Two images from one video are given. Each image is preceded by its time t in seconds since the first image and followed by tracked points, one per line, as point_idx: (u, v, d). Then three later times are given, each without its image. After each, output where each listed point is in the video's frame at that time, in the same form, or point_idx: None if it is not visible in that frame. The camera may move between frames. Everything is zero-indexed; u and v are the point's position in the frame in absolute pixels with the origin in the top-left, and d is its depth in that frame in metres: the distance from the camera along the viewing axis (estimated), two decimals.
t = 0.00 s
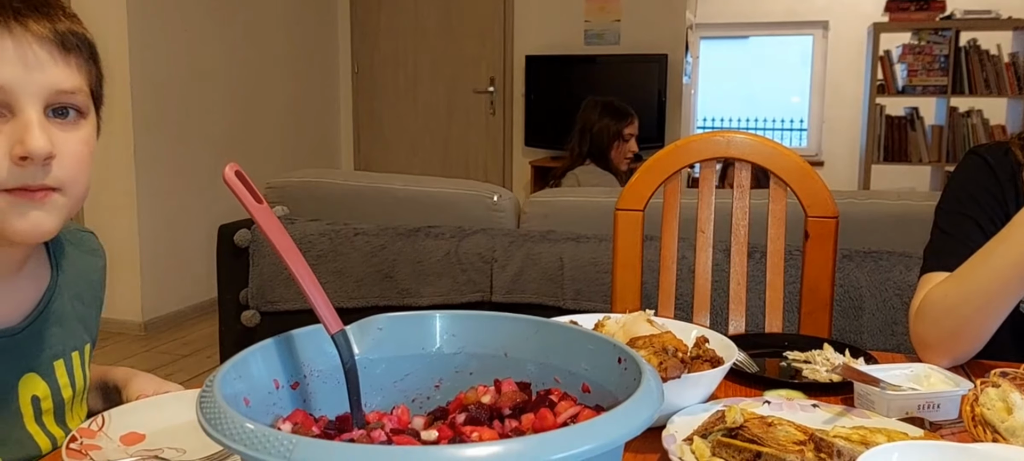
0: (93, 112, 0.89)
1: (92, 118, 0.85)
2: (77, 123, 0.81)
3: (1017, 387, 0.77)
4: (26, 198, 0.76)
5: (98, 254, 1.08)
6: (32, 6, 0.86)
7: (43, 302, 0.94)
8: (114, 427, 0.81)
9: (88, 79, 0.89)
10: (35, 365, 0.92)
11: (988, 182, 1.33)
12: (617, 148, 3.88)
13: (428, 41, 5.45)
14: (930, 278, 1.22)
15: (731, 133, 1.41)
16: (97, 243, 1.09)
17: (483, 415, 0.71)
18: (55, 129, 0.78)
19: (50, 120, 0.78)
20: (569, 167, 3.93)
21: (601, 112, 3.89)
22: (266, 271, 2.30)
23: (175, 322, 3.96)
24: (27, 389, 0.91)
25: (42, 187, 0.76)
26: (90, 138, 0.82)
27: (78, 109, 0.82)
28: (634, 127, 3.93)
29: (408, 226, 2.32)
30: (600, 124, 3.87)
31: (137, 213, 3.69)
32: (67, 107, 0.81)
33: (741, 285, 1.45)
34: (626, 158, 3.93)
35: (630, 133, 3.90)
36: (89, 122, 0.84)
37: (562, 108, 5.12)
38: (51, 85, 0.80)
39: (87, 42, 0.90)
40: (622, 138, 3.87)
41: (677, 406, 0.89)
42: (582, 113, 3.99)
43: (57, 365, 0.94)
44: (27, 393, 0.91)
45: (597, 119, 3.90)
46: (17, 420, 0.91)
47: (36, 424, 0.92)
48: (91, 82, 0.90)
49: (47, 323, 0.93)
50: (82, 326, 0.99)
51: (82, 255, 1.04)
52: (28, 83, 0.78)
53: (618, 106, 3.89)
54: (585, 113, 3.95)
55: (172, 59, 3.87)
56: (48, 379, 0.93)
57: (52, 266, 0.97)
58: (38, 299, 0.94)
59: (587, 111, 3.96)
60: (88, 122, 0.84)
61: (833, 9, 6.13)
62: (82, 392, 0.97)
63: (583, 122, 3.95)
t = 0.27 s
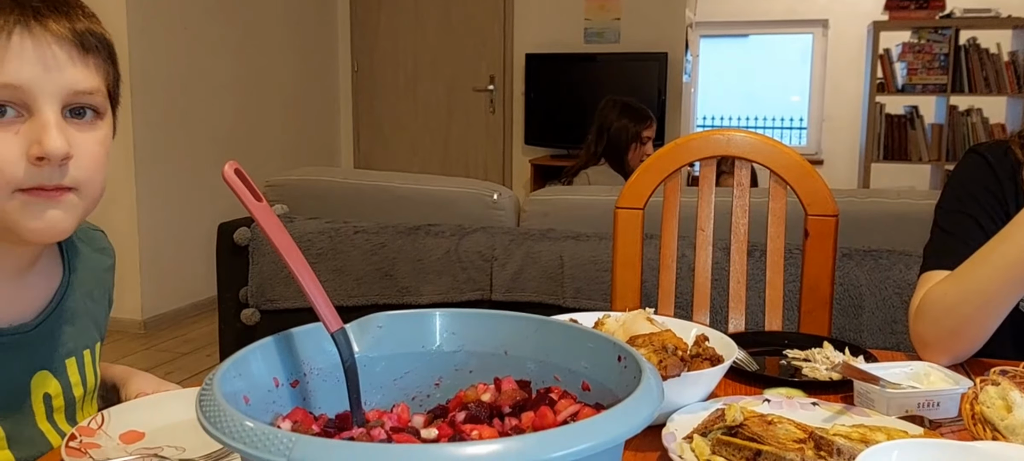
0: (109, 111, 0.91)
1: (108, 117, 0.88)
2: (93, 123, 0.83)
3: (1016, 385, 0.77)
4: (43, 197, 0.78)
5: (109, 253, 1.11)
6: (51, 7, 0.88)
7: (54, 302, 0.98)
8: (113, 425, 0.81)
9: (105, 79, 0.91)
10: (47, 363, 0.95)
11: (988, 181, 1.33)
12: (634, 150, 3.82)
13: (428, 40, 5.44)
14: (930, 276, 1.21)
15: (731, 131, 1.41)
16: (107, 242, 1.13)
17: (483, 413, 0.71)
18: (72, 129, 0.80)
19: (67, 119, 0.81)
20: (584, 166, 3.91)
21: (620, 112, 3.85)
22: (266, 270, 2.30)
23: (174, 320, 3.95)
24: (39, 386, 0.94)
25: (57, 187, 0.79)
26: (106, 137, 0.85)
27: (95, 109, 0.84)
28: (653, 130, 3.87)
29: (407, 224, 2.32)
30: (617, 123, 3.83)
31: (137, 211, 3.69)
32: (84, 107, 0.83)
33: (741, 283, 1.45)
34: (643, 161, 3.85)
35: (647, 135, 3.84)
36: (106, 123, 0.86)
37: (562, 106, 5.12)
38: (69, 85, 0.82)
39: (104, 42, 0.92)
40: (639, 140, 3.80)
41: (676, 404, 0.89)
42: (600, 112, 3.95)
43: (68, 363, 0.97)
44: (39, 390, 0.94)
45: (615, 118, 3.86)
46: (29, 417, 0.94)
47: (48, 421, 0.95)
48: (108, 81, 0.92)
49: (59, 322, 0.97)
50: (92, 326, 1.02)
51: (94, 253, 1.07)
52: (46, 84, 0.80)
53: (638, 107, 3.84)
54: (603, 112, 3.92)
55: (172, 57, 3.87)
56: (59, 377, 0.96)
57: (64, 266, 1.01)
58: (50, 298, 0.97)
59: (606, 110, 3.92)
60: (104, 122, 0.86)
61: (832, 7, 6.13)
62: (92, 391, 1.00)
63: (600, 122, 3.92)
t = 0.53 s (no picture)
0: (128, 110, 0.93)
1: (126, 118, 0.89)
2: (112, 123, 0.85)
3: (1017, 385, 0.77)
4: (63, 197, 0.80)
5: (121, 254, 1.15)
6: (73, 7, 0.90)
7: (70, 301, 1.01)
8: (113, 424, 0.81)
9: (124, 79, 0.92)
10: (63, 363, 0.99)
11: (989, 180, 1.32)
12: (625, 147, 3.82)
13: (428, 39, 5.45)
14: (932, 277, 1.21)
15: (731, 131, 1.41)
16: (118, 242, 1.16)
17: (484, 412, 0.71)
18: (92, 129, 0.81)
19: (87, 119, 0.82)
20: (577, 165, 3.87)
21: (611, 109, 3.81)
22: (266, 268, 2.30)
23: (174, 319, 3.95)
24: (55, 385, 0.98)
25: (77, 187, 0.80)
26: (124, 138, 0.86)
27: (114, 110, 0.86)
28: (643, 126, 3.88)
29: (407, 223, 2.31)
30: (609, 121, 3.80)
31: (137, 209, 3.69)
32: (103, 107, 0.84)
33: (741, 283, 1.45)
34: (633, 158, 3.87)
35: (638, 132, 3.85)
36: (124, 123, 0.87)
37: (561, 106, 5.12)
38: (90, 85, 0.83)
39: (124, 42, 0.94)
40: (631, 137, 3.81)
41: (677, 404, 0.89)
42: (590, 110, 3.90)
43: (82, 363, 1.01)
44: (55, 389, 0.98)
45: (607, 116, 3.82)
46: (44, 415, 0.97)
47: (61, 418, 0.99)
48: (127, 81, 0.94)
49: (74, 323, 1.00)
50: (106, 326, 1.06)
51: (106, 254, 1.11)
52: (67, 84, 0.81)
53: (629, 104, 3.81)
54: (593, 109, 3.87)
55: (173, 55, 3.88)
56: (73, 376, 1.00)
57: (79, 268, 1.04)
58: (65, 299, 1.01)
59: (598, 107, 3.86)
60: (123, 123, 0.88)
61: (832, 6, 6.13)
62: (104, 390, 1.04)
63: (591, 119, 3.88)
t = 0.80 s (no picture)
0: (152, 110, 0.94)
1: (149, 117, 0.90)
2: (135, 122, 0.85)
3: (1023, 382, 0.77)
4: (85, 196, 0.81)
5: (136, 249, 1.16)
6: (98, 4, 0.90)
7: (86, 297, 1.02)
8: (120, 417, 0.82)
9: (147, 78, 0.93)
10: (79, 356, 1.00)
11: (994, 175, 1.31)
12: (612, 139, 3.81)
13: (433, 35, 5.44)
14: (940, 273, 1.19)
15: (736, 127, 1.41)
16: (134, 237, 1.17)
17: (488, 407, 0.71)
18: (115, 128, 0.82)
19: (111, 118, 0.83)
20: (564, 161, 3.84)
21: (595, 103, 3.80)
22: (271, 264, 2.30)
23: (179, 315, 3.96)
24: (71, 378, 0.99)
25: (100, 186, 0.81)
26: (145, 137, 0.87)
27: (136, 108, 0.87)
28: (628, 117, 3.85)
29: (411, 219, 2.31)
30: (594, 114, 3.78)
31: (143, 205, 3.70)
32: (126, 106, 0.85)
33: (745, 280, 1.45)
34: (620, 149, 3.85)
35: (624, 123, 3.83)
36: (146, 121, 0.88)
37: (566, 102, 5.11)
38: (115, 84, 0.84)
39: (148, 41, 0.94)
40: (617, 129, 3.79)
41: (681, 399, 0.89)
42: (574, 104, 3.89)
43: (98, 357, 1.02)
44: (71, 384, 0.99)
45: (592, 110, 3.80)
46: (61, 408, 0.99)
47: (75, 411, 1.00)
48: (150, 80, 0.95)
49: (91, 318, 1.02)
50: (120, 321, 1.07)
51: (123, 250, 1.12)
52: (92, 82, 0.82)
53: (612, 96, 3.80)
54: (577, 104, 3.85)
55: (178, 51, 3.88)
56: (89, 370, 1.01)
57: (96, 263, 1.05)
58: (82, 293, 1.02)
59: (581, 101, 3.86)
60: (144, 121, 0.88)
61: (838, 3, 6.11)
62: (118, 384, 1.06)
63: (575, 114, 3.86)
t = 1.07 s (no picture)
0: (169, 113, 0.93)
1: (167, 119, 0.90)
2: (154, 126, 0.85)
3: None
4: (103, 199, 0.81)
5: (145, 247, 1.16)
6: (119, 7, 0.91)
7: (99, 296, 1.03)
8: (126, 415, 0.82)
9: (166, 81, 0.93)
10: (91, 355, 1.01)
11: (996, 174, 1.31)
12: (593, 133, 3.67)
13: (436, 34, 5.44)
14: (943, 271, 1.19)
15: (740, 126, 1.41)
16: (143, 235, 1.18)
17: (494, 404, 0.71)
18: (134, 132, 0.81)
19: (130, 122, 0.82)
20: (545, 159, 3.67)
21: (574, 97, 3.65)
22: (275, 262, 2.30)
23: (183, 312, 3.96)
24: (84, 377, 1.00)
25: (117, 190, 0.81)
26: (164, 141, 0.86)
27: (155, 111, 0.86)
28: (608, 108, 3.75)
29: (414, 218, 2.31)
30: (575, 109, 3.63)
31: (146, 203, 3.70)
32: (145, 109, 0.84)
33: (749, 278, 1.45)
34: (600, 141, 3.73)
35: (604, 115, 3.71)
36: (165, 125, 0.88)
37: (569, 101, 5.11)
38: (134, 88, 0.83)
39: (167, 43, 0.95)
40: (598, 122, 3.66)
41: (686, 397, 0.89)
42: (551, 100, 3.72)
43: (109, 356, 1.03)
44: (83, 383, 1.00)
45: (571, 104, 3.65)
46: (73, 406, 1.00)
47: (86, 409, 1.02)
48: (168, 83, 0.95)
49: (103, 317, 1.03)
50: (130, 319, 1.08)
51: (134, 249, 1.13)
52: (112, 85, 0.81)
53: (591, 89, 3.67)
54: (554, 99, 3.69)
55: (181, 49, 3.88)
56: (100, 369, 1.02)
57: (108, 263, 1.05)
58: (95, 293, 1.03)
59: (559, 96, 3.71)
60: (163, 124, 0.88)
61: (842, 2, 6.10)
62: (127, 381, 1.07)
63: (553, 110, 3.70)
